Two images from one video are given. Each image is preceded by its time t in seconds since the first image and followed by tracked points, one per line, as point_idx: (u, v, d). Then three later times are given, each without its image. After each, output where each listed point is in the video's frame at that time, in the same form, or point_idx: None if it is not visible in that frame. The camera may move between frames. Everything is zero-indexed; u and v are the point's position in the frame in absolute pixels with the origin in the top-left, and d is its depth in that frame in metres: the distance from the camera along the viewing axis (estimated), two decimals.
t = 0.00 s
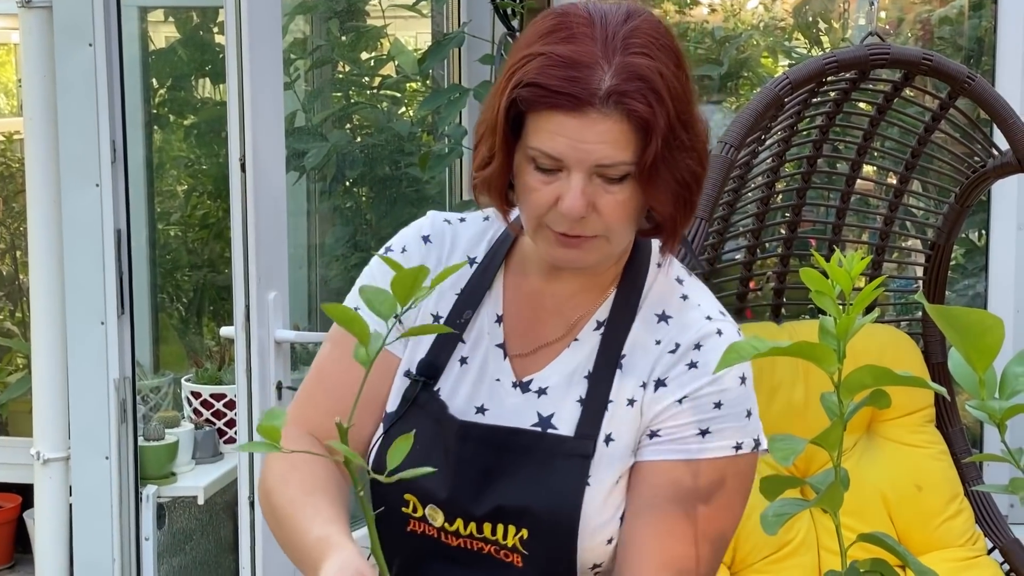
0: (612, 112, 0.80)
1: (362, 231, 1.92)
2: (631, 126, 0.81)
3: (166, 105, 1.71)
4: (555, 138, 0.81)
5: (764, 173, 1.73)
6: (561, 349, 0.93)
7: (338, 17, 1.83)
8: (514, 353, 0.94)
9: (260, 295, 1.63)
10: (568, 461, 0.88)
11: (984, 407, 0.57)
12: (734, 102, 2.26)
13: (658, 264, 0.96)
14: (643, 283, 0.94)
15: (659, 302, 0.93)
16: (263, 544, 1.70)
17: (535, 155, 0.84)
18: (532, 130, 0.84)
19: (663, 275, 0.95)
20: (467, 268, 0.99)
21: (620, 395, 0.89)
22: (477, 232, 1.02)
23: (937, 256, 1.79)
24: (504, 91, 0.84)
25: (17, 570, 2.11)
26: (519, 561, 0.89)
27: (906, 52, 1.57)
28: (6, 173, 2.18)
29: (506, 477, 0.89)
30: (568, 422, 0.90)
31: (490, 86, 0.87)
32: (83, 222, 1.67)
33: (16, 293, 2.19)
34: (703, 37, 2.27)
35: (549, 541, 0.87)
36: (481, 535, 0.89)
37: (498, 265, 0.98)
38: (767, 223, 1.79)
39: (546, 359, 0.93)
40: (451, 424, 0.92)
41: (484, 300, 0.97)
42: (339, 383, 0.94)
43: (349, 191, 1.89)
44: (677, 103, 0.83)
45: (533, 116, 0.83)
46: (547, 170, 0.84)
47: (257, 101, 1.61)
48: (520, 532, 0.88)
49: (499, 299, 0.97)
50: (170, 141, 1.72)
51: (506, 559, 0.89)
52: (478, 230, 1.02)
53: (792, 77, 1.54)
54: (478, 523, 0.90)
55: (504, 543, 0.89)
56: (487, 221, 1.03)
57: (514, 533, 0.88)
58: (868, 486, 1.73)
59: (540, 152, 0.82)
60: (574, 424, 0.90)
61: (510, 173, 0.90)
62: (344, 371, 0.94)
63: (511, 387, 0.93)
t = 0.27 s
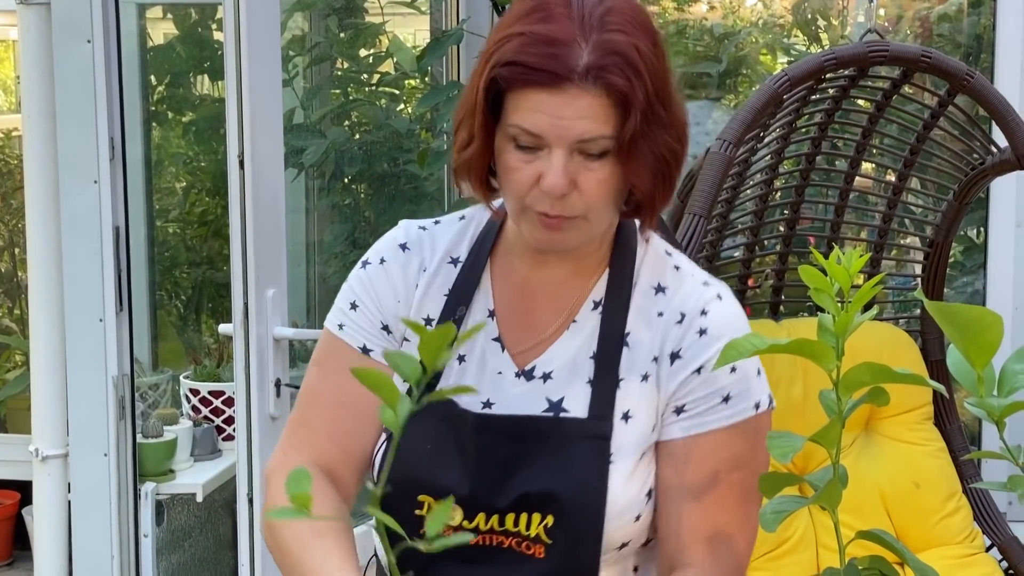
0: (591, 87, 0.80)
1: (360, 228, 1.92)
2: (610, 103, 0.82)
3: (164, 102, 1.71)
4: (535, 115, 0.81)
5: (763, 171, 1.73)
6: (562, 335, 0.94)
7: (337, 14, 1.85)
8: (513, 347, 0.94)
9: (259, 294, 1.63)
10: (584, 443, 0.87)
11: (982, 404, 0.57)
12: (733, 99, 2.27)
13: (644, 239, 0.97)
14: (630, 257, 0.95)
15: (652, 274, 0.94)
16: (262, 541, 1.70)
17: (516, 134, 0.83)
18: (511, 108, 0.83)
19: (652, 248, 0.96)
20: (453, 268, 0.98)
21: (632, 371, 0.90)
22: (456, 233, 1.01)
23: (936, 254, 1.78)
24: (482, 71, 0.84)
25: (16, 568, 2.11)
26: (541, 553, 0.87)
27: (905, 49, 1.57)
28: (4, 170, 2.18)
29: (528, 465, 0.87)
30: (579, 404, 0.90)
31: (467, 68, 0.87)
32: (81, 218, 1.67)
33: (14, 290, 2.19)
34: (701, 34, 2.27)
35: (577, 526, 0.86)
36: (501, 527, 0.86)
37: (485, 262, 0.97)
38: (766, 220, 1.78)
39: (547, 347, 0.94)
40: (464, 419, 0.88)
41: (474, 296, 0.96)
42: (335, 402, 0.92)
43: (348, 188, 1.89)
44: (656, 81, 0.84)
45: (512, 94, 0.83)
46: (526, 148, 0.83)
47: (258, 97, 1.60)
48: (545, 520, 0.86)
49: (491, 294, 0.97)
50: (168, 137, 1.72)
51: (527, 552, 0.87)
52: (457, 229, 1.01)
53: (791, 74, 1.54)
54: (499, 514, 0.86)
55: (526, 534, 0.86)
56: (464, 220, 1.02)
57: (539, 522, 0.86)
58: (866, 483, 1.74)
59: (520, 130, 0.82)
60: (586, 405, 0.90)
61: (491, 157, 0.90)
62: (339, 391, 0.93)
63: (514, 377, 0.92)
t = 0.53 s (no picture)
0: (585, 54, 0.88)
1: (360, 227, 1.93)
2: (605, 70, 0.89)
3: (162, 101, 1.70)
4: (532, 86, 0.87)
5: (762, 170, 1.73)
6: (576, 317, 0.99)
7: (336, 13, 1.84)
8: (531, 335, 0.98)
9: (258, 293, 1.62)
10: (621, 417, 0.93)
11: (982, 404, 0.57)
12: (732, 98, 2.27)
13: (641, 216, 1.04)
14: (635, 234, 1.01)
15: (659, 248, 1.01)
16: (261, 539, 1.70)
17: (514, 110, 0.89)
18: (508, 83, 0.89)
19: (650, 223, 1.03)
20: (457, 266, 1.01)
21: (660, 344, 0.96)
22: (450, 233, 1.03)
23: (935, 253, 1.78)
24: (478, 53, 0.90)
25: (15, 567, 2.11)
26: (591, 532, 0.92)
27: (904, 48, 1.57)
28: (4, 169, 2.18)
29: (574, 440, 0.92)
30: (609, 380, 0.96)
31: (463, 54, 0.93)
32: (81, 216, 1.68)
33: (14, 290, 2.19)
34: (701, 34, 2.27)
35: (625, 500, 0.91)
36: (549, 511, 0.91)
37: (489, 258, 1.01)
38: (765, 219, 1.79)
39: (563, 331, 0.98)
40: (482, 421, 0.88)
41: (484, 289, 1.00)
42: (345, 420, 0.97)
43: (347, 187, 1.88)
44: (646, 52, 0.91)
45: (511, 70, 0.89)
46: (524, 124, 0.89)
47: (257, 96, 1.59)
48: (593, 498, 0.91)
49: (500, 286, 1.01)
50: (168, 137, 1.70)
51: (577, 533, 0.92)
52: (450, 228, 1.04)
53: (790, 73, 1.54)
54: (545, 500, 0.91)
55: (576, 515, 0.91)
56: (455, 218, 1.05)
57: (587, 500, 0.91)
58: (866, 483, 1.74)
59: (518, 104, 0.88)
60: (617, 380, 0.95)
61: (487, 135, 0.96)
62: (349, 408, 0.97)
63: (538, 363, 0.97)
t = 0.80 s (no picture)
0: (590, 18, 0.92)
1: (359, 228, 1.93)
2: (610, 34, 0.93)
3: (162, 103, 1.72)
4: (543, 52, 0.91)
5: (762, 172, 1.73)
6: (595, 307, 1.00)
7: (335, 14, 1.84)
8: (549, 328, 0.99)
9: (257, 293, 1.62)
10: (649, 403, 0.94)
11: (980, 406, 0.57)
12: (731, 100, 2.27)
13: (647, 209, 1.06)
14: (646, 225, 1.03)
15: (670, 239, 1.03)
16: (260, 540, 1.69)
17: (526, 79, 0.93)
18: (517, 53, 0.93)
19: (658, 215, 1.06)
20: (468, 266, 1.01)
21: (682, 331, 0.97)
22: (459, 234, 1.03)
23: (934, 254, 1.79)
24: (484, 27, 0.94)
25: (14, 568, 2.11)
26: (624, 521, 0.92)
27: (902, 50, 1.57)
28: (3, 171, 2.18)
29: (603, 429, 0.93)
30: (632, 369, 0.96)
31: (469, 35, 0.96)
32: (79, 218, 1.68)
33: (13, 291, 2.19)
34: (700, 35, 2.27)
35: (656, 487, 0.92)
36: (581, 502, 0.91)
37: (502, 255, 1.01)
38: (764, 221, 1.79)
39: (582, 322, 0.99)
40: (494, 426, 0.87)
41: (498, 285, 1.00)
42: (357, 427, 0.96)
43: (346, 189, 1.89)
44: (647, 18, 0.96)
45: (519, 41, 0.93)
46: (536, 93, 0.93)
47: (256, 96, 1.59)
48: (626, 485, 0.91)
49: (513, 284, 1.01)
50: (167, 138, 1.72)
51: (610, 522, 0.92)
52: (456, 232, 1.04)
53: (789, 75, 1.54)
54: (579, 489, 0.91)
55: (607, 505, 0.91)
56: (461, 221, 1.05)
57: (621, 488, 0.91)
58: (866, 484, 1.74)
59: (529, 71, 0.92)
60: (642, 369, 0.96)
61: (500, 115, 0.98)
62: (361, 414, 0.96)
63: (559, 356, 0.97)
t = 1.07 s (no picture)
0: (590, 13, 0.95)
1: (359, 232, 1.93)
2: (610, 29, 0.96)
3: (162, 106, 1.72)
4: (545, 46, 0.94)
5: (761, 177, 1.74)
6: (603, 302, 1.04)
7: (335, 18, 1.84)
8: (558, 323, 1.02)
9: (256, 297, 1.62)
10: (660, 395, 0.97)
11: (980, 409, 0.55)
12: (731, 103, 2.28)
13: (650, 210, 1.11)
14: (651, 225, 1.08)
15: (674, 237, 1.08)
16: (260, 543, 1.69)
17: (528, 74, 0.95)
18: (519, 50, 0.96)
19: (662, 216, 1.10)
20: (474, 267, 1.04)
21: (692, 325, 1.01)
22: (464, 237, 1.07)
23: (935, 258, 1.79)
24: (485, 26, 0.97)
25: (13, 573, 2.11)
26: (643, 512, 0.94)
27: (902, 53, 1.57)
28: (3, 174, 2.18)
29: (619, 421, 0.95)
30: (643, 363, 1.00)
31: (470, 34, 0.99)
32: (78, 222, 1.67)
33: (13, 295, 2.19)
34: (699, 39, 2.27)
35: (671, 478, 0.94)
36: (600, 496, 0.93)
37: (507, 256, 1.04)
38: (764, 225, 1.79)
39: (590, 317, 1.03)
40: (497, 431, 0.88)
41: (506, 284, 1.03)
42: (366, 430, 0.97)
43: (345, 192, 1.89)
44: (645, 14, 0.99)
45: (520, 37, 0.96)
46: (539, 88, 0.95)
47: (255, 100, 1.59)
48: (644, 477, 0.94)
49: (521, 283, 1.04)
50: (167, 141, 1.73)
51: (630, 515, 0.94)
52: (461, 235, 1.07)
53: (788, 79, 1.54)
54: (598, 482, 0.93)
55: (627, 497, 0.94)
56: (464, 224, 1.08)
57: (639, 480, 0.94)
58: (867, 487, 1.73)
59: (532, 65, 0.94)
60: (652, 362, 1.00)
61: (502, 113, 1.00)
62: (369, 417, 0.97)
63: (570, 352, 1.00)
